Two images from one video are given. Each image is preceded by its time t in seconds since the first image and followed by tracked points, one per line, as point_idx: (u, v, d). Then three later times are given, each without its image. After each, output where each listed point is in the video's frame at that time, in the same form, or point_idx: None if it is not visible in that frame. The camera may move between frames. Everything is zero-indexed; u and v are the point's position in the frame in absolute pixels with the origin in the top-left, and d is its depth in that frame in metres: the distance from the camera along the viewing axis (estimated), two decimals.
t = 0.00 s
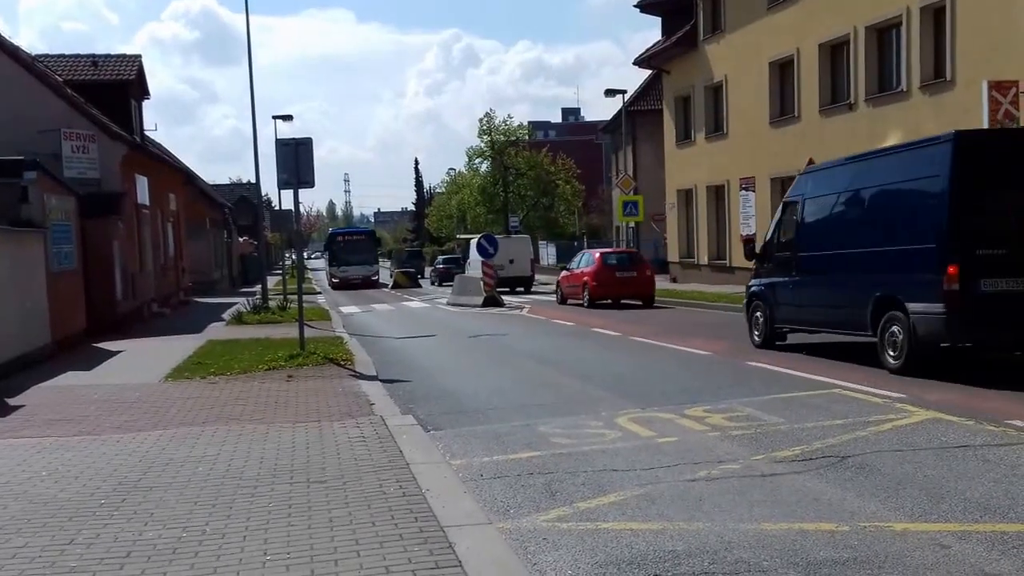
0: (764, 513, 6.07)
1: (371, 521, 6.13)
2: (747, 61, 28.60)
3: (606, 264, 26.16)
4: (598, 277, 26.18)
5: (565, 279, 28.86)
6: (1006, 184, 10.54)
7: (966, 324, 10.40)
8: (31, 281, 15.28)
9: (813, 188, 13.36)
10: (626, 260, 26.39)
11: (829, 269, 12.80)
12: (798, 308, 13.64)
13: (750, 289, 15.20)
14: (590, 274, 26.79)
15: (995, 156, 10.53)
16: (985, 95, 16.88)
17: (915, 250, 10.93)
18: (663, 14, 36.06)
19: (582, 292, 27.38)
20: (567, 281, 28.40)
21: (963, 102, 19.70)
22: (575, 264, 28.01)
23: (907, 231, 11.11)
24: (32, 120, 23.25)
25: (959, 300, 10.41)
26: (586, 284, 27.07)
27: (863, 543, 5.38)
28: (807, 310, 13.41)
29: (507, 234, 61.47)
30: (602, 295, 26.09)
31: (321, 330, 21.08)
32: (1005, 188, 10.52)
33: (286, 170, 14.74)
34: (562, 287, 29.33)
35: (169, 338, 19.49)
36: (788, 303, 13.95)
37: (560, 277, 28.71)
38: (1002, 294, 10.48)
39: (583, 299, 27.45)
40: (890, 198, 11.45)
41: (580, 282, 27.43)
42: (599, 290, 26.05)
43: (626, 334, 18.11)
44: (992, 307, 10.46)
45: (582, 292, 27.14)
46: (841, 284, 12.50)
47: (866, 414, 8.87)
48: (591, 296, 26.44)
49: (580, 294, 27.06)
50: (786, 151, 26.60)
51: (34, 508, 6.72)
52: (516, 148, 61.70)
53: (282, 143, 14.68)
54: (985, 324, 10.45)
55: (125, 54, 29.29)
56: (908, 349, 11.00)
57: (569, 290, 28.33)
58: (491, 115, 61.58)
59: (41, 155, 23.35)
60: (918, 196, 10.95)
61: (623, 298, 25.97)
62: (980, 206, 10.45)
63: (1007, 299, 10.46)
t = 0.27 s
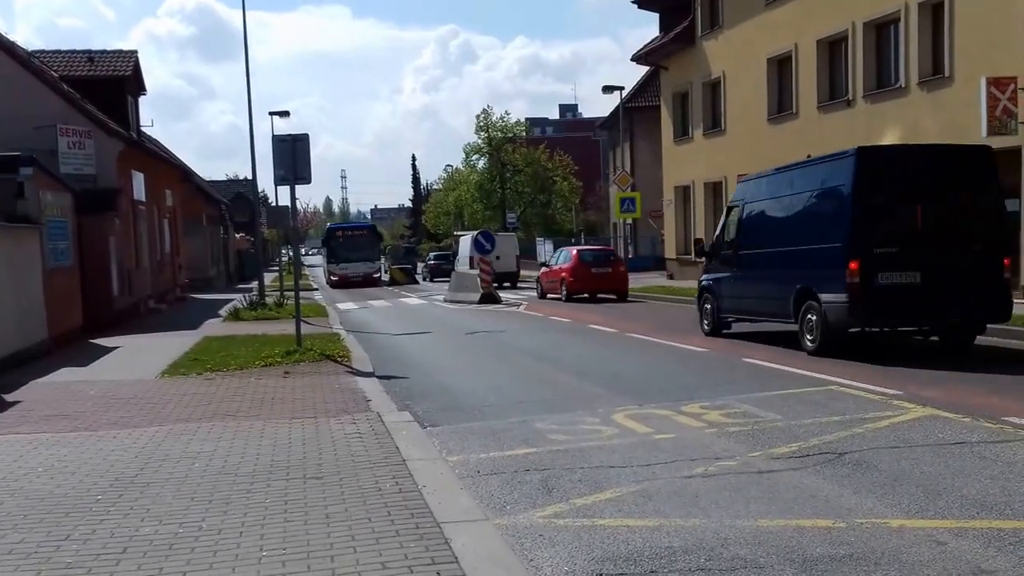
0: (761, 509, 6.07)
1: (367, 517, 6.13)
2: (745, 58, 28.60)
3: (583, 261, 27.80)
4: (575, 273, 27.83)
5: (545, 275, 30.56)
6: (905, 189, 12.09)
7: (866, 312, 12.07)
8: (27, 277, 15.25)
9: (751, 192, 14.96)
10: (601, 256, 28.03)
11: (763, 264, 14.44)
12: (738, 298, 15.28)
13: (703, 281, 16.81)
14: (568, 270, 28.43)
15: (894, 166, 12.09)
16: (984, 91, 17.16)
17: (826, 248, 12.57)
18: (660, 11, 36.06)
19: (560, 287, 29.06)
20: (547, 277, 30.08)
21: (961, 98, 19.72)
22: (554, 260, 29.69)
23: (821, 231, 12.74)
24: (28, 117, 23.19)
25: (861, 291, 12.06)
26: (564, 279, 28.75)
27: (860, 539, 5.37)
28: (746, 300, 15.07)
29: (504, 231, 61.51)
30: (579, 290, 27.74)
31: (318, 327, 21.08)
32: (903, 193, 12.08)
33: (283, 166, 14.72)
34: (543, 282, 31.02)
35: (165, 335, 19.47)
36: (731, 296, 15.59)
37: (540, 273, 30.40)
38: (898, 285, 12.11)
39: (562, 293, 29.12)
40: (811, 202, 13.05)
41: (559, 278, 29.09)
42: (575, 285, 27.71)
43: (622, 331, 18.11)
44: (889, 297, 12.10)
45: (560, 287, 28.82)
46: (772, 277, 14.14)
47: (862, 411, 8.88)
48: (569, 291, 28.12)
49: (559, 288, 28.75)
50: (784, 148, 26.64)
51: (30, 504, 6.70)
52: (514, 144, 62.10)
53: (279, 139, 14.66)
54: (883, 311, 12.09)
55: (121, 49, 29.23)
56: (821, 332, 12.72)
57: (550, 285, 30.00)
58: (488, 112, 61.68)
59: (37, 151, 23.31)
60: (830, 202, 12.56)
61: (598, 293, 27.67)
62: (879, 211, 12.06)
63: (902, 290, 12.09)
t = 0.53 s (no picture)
0: (756, 506, 6.08)
1: (364, 514, 6.12)
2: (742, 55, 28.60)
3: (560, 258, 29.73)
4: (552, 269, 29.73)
5: (525, 272, 32.48)
6: (826, 196, 13.84)
7: (792, 303, 13.80)
8: (23, 273, 15.24)
9: (704, 198, 16.77)
10: (578, 254, 29.97)
11: (710, 262, 16.22)
12: (690, 292, 17.09)
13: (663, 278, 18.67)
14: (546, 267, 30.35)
15: (817, 177, 13.89)
16: (981, 90, 17.65)
17: (759, 248, 14.35)
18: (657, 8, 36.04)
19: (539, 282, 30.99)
20: (527, 273, 32.01)
21: (958, 96, 19.73)
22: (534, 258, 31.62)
23: (755, 232, 14.53)
24: (24, 113, 23.14)
25: (787, 285, 13.80)
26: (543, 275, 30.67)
27: (856, 537, 5.38)
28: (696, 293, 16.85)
29: (502, 228, 61.45)
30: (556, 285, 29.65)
31: (314, 323, 21.08)
32: (825, 200, 13.85)
33: (279, 162, 14.69)
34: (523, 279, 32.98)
35: (161, 331, 19.47)
36: (684, 290, 17.42)
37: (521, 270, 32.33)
38: (819, 280, 13.87)
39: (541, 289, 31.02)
40: (749, 207, 14.83)
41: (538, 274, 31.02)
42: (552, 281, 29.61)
43: (618, 327, 18.11)
44: (812, 290, 13.83)
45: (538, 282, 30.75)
46: (718, 274, 15.89)
47: (858, 408, 8.89)
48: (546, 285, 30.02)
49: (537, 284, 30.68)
50: (781, 145, 26.64)
51: (26, 500, 6.70)
52: (510, 141, 62.01)
53: (275, 136, 14.63)
54: (807, 302, 13.83)
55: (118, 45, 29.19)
56: (754, 321, 14.48)
57: (529, 281, 31.89)
58: (485, 108, 61.62)
59: (33, 146, 23.26)
60: (764, 208, 14.34)
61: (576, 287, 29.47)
62: (803, 216, 13.86)
63: (823, 284, 13.83)
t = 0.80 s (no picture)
0: (752, 503, 6.08)
1: (360, 510, 6.12)
2: (738, 52, 28.62)
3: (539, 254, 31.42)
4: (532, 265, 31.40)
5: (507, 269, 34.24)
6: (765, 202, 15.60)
7: (733, 295, 15.58)
8: (19, 269, 15.20)
9: (664, 201, 18.61)
10: (556, 250, 31.67)
11: (670, 258, 18.01)
12: (655, 286, 18.84)
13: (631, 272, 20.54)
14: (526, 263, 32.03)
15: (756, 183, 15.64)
16: (977, 88, 17.94)
17: (707, 246, 16.13)
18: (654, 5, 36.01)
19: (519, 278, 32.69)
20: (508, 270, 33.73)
21: (954, 93, 19.78)
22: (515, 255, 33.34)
23: (704, 233, 16.32)
24: (19, 107, 23.08)
25: (728, 280, 15.58)
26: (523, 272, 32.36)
27: (851, 534, 5.39)
28: (658, 286, 18.65)
29: (499, 225, 61.43)
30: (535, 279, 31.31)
31: (310, 320, 21.06)
32: (763, 204, 15.61)
33: (276, 159, 14.67)
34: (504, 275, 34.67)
35: (157, 327, 19.43)
36: (649, 284, 19.24)
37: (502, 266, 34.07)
38: (758, 275, 15.64)
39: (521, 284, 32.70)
40: (700, 209, 16.60)
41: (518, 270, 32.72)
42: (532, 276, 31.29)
43: (615, 324, 18.12)
44: (752, 284, 15.60)
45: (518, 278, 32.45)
46: (676, 268, 17.64)
47: (854, 405, 8.90)
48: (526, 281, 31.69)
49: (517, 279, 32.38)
50: (778, 142, 26.66)
51: (21, 496, 6.69)
52: (507, 138, 61.58)
53: (272, 132, 14.62)
54: (746, 295, 15.61)
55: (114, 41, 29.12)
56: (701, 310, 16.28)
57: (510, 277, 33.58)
58: (482, 104, 61.48)
59: (29, 142, 23.20)
60: (710, 210, 16.11)
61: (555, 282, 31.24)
62: (744, 219, 15.62)
63: (761, 279, 15.60)
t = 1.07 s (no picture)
0: (748, 500, 6.08)
1: (356, 507, 6.11)
2: (735, 50, 28.63)
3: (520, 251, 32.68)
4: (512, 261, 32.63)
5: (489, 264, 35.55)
6: (717, 204, 17.36)
7: (685, 287, 17.43)
8: (14, 265, 15.17)
9: (632, 202, 20.47)
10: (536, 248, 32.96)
11: (638, 254, 19.73)
12: (625, 280, 20.45)
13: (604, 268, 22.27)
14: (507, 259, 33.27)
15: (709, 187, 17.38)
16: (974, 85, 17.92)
17: (665, 244, 17.95)
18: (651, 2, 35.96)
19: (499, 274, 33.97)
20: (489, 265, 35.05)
21: (951, 91, 19.77)
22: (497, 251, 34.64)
23: (663, 231, 18.14)
24: (16, 102, 23.05)
25: (682, 274, 17.42)
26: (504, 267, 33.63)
27: (847, 531, 5.40)
28: (628, 280, 20.25)
29: (495, 222, 61.40)
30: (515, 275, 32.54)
31: (307, 316, 21.04)
32: (715, 207, 17.39)
33: (272, 155, 14.64)
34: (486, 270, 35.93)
35: (152, 323, 19.41)
36: (618, 278, 21.00)
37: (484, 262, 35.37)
38: (708, 269, 17.41)
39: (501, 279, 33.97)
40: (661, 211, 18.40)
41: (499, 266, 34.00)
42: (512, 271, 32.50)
43: (611, 322, 18.16)
44: (703, 278, 17.39)
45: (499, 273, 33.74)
46: (642, 263, 19.34)
47: (850, 403, 8.92)
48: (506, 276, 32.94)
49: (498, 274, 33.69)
50: (774, 139, 26.67)
51: (16, 492, 6.68)
52: (504, 134, 61.66)
53: (268, 128, 14.59)
54: (698, 287, 17.44)
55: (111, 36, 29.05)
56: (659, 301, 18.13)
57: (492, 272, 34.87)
58: (479, 100, 61.29)
59: (25, 137, 23.16)
60: (669, 212, 17.92)
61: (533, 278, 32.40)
62: (697, 220, 17.40)
63: (712, 274, 17.37)
